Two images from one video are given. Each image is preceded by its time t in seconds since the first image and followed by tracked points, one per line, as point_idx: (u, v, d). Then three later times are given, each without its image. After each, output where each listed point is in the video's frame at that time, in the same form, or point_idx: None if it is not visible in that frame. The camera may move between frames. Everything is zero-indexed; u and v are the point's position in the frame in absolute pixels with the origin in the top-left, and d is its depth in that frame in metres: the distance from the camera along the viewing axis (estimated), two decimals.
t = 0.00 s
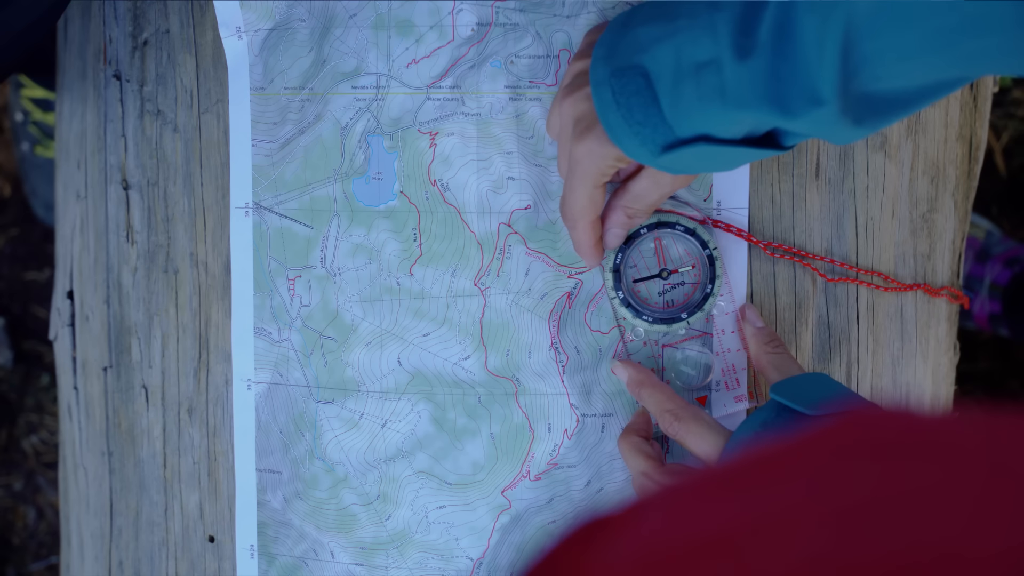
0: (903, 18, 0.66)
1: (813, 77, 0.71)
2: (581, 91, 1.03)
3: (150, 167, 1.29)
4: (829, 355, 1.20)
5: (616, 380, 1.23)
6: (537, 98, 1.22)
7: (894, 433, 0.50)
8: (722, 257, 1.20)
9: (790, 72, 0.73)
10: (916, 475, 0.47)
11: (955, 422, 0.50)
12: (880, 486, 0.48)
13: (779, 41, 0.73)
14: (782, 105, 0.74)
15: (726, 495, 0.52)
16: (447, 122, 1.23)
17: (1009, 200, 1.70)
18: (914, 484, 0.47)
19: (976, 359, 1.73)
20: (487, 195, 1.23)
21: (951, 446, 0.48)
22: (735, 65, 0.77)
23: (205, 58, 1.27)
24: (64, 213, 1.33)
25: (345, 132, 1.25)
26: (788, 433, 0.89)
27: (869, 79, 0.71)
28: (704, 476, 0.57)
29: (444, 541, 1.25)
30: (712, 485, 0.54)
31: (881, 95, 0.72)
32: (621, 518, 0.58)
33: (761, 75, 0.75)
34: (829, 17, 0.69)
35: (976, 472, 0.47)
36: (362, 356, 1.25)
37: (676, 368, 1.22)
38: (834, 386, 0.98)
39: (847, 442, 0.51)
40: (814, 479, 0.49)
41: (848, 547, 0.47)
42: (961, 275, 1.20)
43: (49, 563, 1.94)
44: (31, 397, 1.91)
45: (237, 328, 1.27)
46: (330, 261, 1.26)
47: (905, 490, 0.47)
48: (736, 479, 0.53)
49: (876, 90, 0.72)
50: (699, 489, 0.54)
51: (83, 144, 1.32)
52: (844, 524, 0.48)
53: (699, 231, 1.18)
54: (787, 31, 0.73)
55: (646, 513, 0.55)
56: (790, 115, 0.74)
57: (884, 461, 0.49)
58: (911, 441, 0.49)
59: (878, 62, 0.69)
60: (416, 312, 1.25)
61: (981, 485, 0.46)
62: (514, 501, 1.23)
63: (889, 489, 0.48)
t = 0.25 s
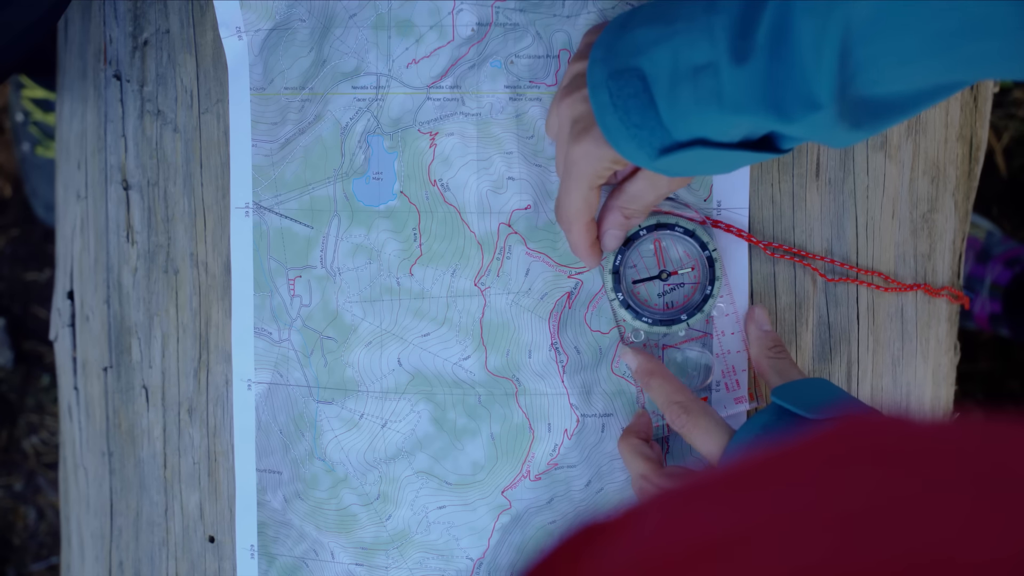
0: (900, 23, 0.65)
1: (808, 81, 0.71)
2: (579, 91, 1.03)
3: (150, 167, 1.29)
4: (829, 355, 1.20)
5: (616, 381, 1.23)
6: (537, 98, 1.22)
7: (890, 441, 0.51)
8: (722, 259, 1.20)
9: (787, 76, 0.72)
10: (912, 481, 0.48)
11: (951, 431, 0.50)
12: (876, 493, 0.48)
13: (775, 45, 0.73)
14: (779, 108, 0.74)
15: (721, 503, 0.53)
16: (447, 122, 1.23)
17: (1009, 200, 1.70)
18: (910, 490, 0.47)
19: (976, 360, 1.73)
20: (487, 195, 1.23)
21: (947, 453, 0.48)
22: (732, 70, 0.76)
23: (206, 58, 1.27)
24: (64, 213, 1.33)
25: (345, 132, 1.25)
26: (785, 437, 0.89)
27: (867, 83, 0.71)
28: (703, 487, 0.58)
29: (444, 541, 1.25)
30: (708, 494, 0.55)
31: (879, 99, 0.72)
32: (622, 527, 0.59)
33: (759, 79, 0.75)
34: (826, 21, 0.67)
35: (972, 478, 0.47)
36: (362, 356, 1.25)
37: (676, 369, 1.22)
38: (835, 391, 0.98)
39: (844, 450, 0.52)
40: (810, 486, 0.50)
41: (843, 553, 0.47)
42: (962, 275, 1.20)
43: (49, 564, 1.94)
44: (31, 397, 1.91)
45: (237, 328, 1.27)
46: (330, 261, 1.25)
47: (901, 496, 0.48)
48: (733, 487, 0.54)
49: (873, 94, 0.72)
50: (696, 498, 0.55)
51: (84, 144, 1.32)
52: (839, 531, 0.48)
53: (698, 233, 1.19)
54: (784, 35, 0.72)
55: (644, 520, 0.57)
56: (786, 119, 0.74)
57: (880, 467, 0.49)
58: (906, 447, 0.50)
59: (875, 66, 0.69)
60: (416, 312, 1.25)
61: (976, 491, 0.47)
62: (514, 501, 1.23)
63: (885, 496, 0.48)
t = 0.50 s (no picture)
0: (896, 27, 0.65)
1: (803, 82, 0.71)
2: (576, 93, 1.03)
3: (150, 167, 1.29)
4: (829, 355, 1.20)
5: (616, 381, 1.23)
6: (537, 98, 1.22)
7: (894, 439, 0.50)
8: (721, 259, 1.20)
9: (781, 77, 0.73)
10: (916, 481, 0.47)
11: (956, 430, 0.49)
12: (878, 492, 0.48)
13: (770, 46, 0.73)
14: (774, 109, 0.74)
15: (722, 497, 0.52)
16: (447, 122, 1.23)
17: (1010, 200, 1.70)
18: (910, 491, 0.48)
19: (977, 360, 1.73)
20: (487, 195, 1.23)
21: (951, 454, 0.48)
22: (727, 71, 0.77)
23: (206, 58, 1.27)
24: (64, 213, 1.34)
25: (345, 132, 1.25)
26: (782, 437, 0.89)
27: (864, 84, 0.70)
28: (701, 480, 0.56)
29: (444, 541, 1.25)
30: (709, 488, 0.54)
31: (877, 98, 0.71)
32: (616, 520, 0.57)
33: (753, 80, 0.75)
34: (821, 25, 0.68)
35: (974, 479, 0.47)
36: (362, 356, 1.25)
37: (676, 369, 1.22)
38: (833, 391, 0.98)
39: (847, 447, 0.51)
40: (813, 484, 0.49)
41: (846, 551, 0.47)
42: (962, 275, 1.20)
43: (50, 564, 1.94)
44: (31, 397, 1.91)
45: (237, 328, 1.27)
46: (330, 261, 1.26)
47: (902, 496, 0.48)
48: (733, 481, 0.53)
49: (871, 94, 0.71)
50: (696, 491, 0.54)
51: (84, 144, 1.32)
52: (843, 529, 0.48)
53: (698, 233, 1.19)
54: (779, 37, 0.72)
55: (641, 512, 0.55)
56: (782, 120, 0.74)
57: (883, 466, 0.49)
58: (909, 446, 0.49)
59: (871, 68, 0.68)
60: (416, 312, 1.25)
61: (978, 492, 0.47)
62: (514, 501, 1.23)
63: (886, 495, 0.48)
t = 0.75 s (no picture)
0: (897, 31, 0.65)
1: (801, 85, 0.70)
2: (574, 94, 1.03)
3: (150, 167, 1.29)
4: (829, 355, 1.20)
5: (616, 381, 1.23)
6: (537, 98, 1.22)
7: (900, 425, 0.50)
8: (721, 260, 1.20)
9: (779, 81, 0.72)
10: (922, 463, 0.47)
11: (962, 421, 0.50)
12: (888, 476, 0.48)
13: (767, 48, 0.72)
14: (771, 113, 0.74)
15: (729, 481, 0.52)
16: (447, 122, 1.23)
17: (1010, 200, 1.70)
18: (920, 477, 0.47)
19: (977, 360, 1.73)
20: (487, 195, 1.23)
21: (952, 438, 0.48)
22: (724, 74, 0.76)
23: (206, 58, 1.27)
24: (64, 214, 1.34)
25: (345, 132, 1.25)
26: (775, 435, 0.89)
27: (864, 88, 0.70)
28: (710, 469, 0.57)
29: (444, 542, 1.24)
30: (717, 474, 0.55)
31: (876, 102, 0.72)
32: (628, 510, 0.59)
33: (750, 83, 0.74)
34: (821, 30, 0.67)
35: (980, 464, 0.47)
36: (362, 356, 1.25)
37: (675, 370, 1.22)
38: (827, 388, 1.00)
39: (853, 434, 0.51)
40: (818, 465, 0.49)
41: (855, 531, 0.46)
42: (962, 275, 1.20)
43: (50, 565, 1.94)
44: (31, 397, 1.91)
45: (237, 328, 1.26)
46: (330, 261, 1.25)
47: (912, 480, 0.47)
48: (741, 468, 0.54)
49: (870, 98, 0.71)
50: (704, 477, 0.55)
51: (83, 144, 1.32)
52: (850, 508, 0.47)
53: (698, 234, 1.19)
54: (776, 39, 0.71)
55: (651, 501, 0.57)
56: (780, 124, 0.74)
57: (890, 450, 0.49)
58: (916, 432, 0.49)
59: (870, 71, 0.68)
60: (416, 312, 1.25)
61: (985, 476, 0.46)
62: (514, 501, 1.23)
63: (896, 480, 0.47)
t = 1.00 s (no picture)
0: (898, 33, 0.65)
1: (800, 86, 0.70)
2: (573, 95, 1.03)
3: (150, 167, 1.29)
4: (829, 355, 1.20)
5: (616, 381, 1.23)
6: (537, 98, 1.22)
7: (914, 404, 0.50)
8: (721, 260, 1.20)
9: (778, 82, 0.72)
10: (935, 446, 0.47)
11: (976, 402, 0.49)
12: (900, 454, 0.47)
13: (766, 49, 0.72)
14: (771, 113, 0.74)
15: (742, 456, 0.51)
16: (447, 122, 1.23)
17: (1010, 200, 1.70)
18: (933, 458, 0.47)
19: (977, 360, 1.73)
20: (487, 195, 1.23)
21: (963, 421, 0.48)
22: (724, 74, 0.76)
23: (206, 58, 1.27)
24: (64, 214, 1.33)
25: (345, 132, 1.25)
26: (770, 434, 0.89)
27: (864, 90, 0.70)
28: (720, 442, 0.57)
29: (444, 542, 1.24)
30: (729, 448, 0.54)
31: (875, 104, 0.72)
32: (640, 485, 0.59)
33: (749, 84, 0.74)
34: (820, 33, 0.67)
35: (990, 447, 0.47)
36: (362, 357, 1.25)
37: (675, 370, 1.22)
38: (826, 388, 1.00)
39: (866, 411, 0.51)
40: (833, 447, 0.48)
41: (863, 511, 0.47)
42: (962, 275, 1.20)
43: (49, 565, 1.94)
44: (31, 398, 1.91)
45: (237, 328, 1.26)
46: (330, 261, 1.25)
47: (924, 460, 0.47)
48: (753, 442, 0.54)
49: (870, 99, 0.71)
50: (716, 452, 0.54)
51: (83, 144, 1.32)
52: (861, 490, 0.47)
53: (698, 234, 1.18)
54: (775, 40, 0.71)
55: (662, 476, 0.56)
56: (779, 124, 0.74)
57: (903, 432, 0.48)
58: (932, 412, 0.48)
59: (870, 73, 0.68)
60: (416, 312, 1.25)
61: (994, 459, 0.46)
62: (514, 501, 1.23)
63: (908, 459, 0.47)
